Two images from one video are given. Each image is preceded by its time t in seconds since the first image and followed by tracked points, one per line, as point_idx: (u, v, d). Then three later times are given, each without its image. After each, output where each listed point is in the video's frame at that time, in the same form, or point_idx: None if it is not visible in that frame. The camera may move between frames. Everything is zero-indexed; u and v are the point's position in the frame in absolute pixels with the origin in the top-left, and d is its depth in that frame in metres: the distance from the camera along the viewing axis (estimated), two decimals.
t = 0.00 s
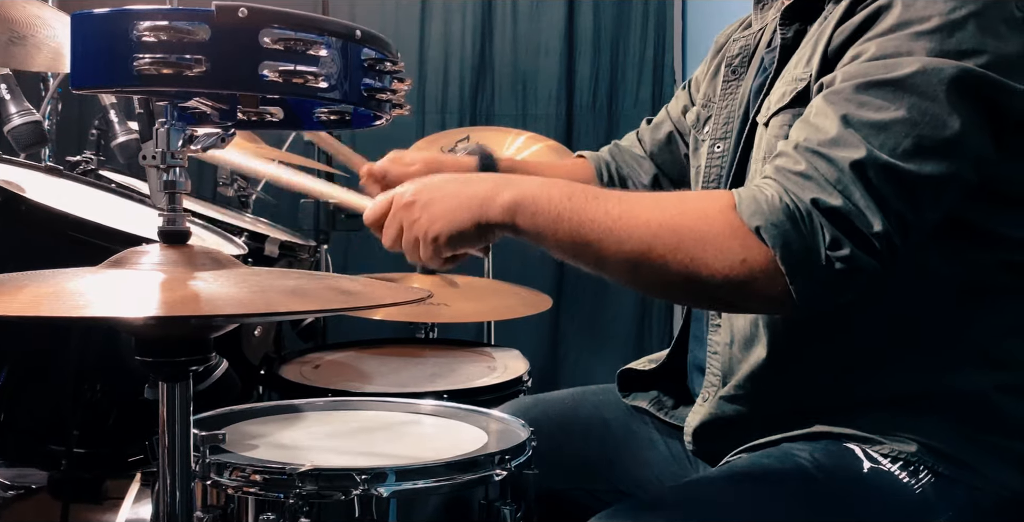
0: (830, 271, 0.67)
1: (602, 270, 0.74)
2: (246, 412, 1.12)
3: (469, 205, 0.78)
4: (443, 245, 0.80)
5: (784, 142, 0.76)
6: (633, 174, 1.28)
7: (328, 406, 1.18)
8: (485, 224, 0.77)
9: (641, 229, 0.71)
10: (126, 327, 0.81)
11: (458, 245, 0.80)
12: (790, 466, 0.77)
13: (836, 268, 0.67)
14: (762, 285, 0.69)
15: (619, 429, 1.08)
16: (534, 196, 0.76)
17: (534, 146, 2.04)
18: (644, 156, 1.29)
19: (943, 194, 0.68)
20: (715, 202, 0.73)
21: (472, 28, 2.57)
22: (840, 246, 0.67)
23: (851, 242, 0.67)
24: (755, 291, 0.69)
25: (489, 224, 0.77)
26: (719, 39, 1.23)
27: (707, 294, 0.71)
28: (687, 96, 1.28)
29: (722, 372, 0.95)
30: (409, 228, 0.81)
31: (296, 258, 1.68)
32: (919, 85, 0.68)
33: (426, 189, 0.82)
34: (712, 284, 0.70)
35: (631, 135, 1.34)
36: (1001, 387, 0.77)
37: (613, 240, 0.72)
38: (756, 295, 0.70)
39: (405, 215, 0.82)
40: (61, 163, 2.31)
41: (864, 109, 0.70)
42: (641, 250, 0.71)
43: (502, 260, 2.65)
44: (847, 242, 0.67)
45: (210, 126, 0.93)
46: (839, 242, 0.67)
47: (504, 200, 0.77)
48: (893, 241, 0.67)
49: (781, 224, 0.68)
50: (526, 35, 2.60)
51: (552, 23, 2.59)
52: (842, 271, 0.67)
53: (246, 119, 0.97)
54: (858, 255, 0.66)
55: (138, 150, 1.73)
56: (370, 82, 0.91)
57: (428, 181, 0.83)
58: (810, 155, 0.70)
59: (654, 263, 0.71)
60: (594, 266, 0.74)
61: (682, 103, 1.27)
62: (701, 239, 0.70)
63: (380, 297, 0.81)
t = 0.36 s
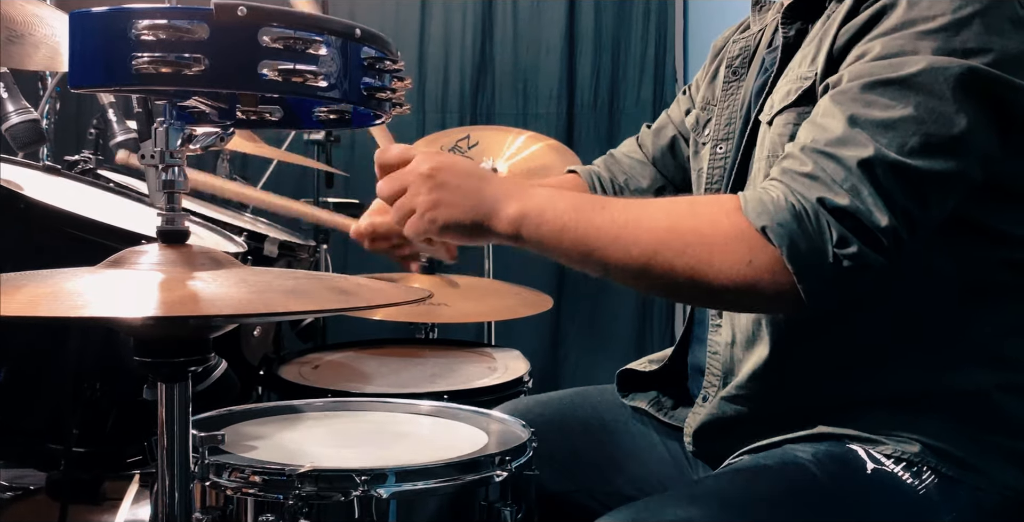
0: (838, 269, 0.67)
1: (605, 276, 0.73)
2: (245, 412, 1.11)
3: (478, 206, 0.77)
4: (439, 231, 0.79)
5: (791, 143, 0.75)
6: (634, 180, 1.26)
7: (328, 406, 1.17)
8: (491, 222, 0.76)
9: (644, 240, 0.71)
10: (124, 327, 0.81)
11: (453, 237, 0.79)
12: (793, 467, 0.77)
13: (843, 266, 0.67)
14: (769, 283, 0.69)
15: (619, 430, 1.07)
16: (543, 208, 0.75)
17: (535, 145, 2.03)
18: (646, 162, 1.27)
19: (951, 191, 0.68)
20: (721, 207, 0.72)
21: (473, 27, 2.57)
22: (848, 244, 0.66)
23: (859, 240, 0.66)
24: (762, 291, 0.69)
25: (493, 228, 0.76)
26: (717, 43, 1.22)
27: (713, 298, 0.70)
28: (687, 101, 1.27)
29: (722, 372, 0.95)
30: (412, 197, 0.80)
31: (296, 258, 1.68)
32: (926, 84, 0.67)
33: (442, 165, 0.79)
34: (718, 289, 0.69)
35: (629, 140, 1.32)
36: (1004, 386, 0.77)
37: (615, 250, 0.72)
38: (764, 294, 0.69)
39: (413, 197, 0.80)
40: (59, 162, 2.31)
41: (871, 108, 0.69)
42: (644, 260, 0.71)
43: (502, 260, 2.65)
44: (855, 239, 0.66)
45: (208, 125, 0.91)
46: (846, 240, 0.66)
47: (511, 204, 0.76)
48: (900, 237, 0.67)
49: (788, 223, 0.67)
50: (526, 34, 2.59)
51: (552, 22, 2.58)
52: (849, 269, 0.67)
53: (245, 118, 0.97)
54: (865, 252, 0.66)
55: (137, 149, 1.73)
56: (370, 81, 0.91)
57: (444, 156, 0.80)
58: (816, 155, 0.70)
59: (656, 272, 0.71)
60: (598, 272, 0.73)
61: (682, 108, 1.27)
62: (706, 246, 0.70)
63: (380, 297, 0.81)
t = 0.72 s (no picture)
0: (842, 273, 0.66)
1: (608, 286, 0.73)
2: (245, 413, 1.11)
3: (469, 229, 0.76)
4: (442, 269, 0.77)
5: (795, 144, 0.75)
6: (649, 178, 1.28)
7: (328, 407, 1.17)
8: (489, 247, 0.76)
9: (648, 245, 0.71)
10: (122, 327, 0.80)
11: (462, 269, 0.77)
12: (793, 466, 0.76)
13: (846, 270, 0.66)
14: (774, 286, 0.69)
15: (621, 431, 1.07)
16: (536, 216, 0.75)
17: (535, 145, 2.03)
18: (659, 157, 1.28)
19: (958, 196, 0.67)
20: (722, 211, 0.72)
21: (472, 26, 2.57)
22: (852, 248, 0.66)
23: (863, 244, 0.66)
24: (765, 294, 0.69)
25: (491, 248, 0.76)
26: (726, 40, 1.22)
27: (716, 301, 0.70)
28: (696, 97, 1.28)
29: (727, 374, 0.95)
30: (406, 254, 0.79)
31: (294, 257, 1.67)
32: (931, 87, 0.67)
33: (421, 216, 0.78)
34: (722, 290, 0.69)
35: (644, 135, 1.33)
36: (1006, 387, 0.77)
37: (619, 256, 0.71)
38: (768, 297, 0.69)
39: (406, 253, 0.78)
40: (57, 161, 2.30)
41: (876, 110, 0.69)
42: (649, 265, 0.70)
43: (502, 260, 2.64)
44: (859, 243, 0.66)
45: (207, 125, 0.90)
46: (850, 244, 0.66)
47: (505, 219, 0.76)
48: (905, 243, 0.66)
49: (792, 225, 0.67)
50: (526, 34, 2.59)
51: (553, 21, 2.58)
52: (853, 273, 0.66)
53: (244, 118, 0.96)
54: (869, 256, 0.66)
55: (135, 149, 1.72)
56: (369, 80, 0.90)
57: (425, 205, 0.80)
58: (821, 156, 0.69)
59: (662, 277, 0.70)
60: (600, 283, 0.73)
61: (692, 103, 1.27)
62: (709, 248, 0.70)
63: (380, 298, 0.80)
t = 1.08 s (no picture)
0: (838, 267, 0.66)
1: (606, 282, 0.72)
2: (243, 414, 1.10)
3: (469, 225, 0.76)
4: (442, 263, 0.77)
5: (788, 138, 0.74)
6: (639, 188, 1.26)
7: (327, 408, 1.16)
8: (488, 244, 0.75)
9: (645, 242, 0.70)
10: (119, 327, 0.80)
11: (461, 263, 0.77)
12: (795, 468, 0.76)
13: (843, 264, 0.66)
14: (770, 281, 0.68)
15: (620, 433, 1.06)
16: (534, 215, 0.74)
17: (535, 144, 2.03)
18: (649, 167, 1.27)
19: (950, 186, 0.67)
20: (717, 204, 0.71)
21: (472, 25, 2.56)
22: (847, 241, 0.66)
23: (858, 237, 0.66)
24: (761, 289, 0.68)
25: (489, 245, 0.75)
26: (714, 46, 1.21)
27: (713, 297, 0.69)
28: (687, 104, 1.27)
29: (724, 370, 0.94)
30: (407, 244, 0.79)
31: (293, 257, 1.66)
32: (923, 77, 0.67)
33: (427, 203, 0.78)
34: (718, 286, 0.69)
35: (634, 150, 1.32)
36: (1008, 387, 0.76)
37: (615, 255, 0.70)
38: (764, 292, 0.68)
39: (407, 243, 0.78)
40: (54, 161, 2.29)
41: (869, 101, 0.68)
42: (645, 263, 0.70)
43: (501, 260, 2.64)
44: (854, 236, 0.66)
45: (205, 125, 0.89)
46: (846, 238, 0.66)
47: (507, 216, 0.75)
48: (900, 234, 0.66)
49: (786, 221, 0.66)
50: (526, 33, 2.58)
51: (553, 20, 2.58)
52: (850, 266, 0.66)
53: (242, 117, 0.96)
54: (865, 249, 0.65)
55: (132, 148, 1.72)
56: (368, 79, 0.89)
57: (429, 194, 0.79)
58: (814, 149, 0.69)
59: (658, 274, 0.70)
60: (598, 280, 0.72)
61: (682, 111, 1.27)
62: (704, 243, 0.69)
63: (379, 298, 0.80)
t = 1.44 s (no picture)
0: (842, 279, 0.66)
1: (605, 290, 0.72)
2: (242, 414, 1.10)
3: (468, 231, 0.77)
4: (437, 269, 0.79)
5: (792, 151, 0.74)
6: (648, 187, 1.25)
7: (326, 409, 1.16)
8: (486, 249, 0.76)
9: (646, 249, 0.70)
10: (117, 327, 0.79)
11: (457, 272, 0.78)
12: (794, 469, 0.75)
13: (847, 277, 0.65)
14: (775, 294, 0.67)
15: (621, 433, 1.06)
16: (533, 221, 0.74)
17: (535, 143, 2.02)
18: (660, 164, 1.26)
19: (955, 197, 0.67)
20: (724, 217, 0.71)
21: (472, 24, 2.56)
22: (852, 254, 0.65)
23: (863, 250, 0.65)
24: (766, 301, 0.68)
25: (488, 250, 0.76)
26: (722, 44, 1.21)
27: (715, 309, 0.69)
28: (696, 102, 1.27)
29: (727, 380, 0.94)
30: (404, 252, 0.81)
31: (292, 257, 1.66)
32: (926, 89, 0.66)
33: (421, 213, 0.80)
34: (722, 298, 0.68)
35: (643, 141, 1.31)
36: (1010, 388, 0.76)
37: (616, 261, 0.70)
38: (769, 305, 0.68)
39: (406, 250, 0.81)
40: (52, 160, 2.29)
41: (870, 114, 0.68)
42: (646, 269, 0.70)
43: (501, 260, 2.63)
44: (859, 250, 0.65)
45: (204, 123, 0.90)
46: (850, 250, 0.65)
47: (506, 222, 0.76)
48: (905, 247, 0.65)
49: (791, 234, 0.66)
50: (526, 33, 2.58)
51: (553, 19, 2.57)
52: (854, 279, 0.65)
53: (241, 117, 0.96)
54: (870, 262, 0.65)
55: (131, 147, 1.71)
56: (367, 78, 0.89)
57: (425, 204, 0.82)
58: (817, 163, 0.68)
59: (658, 281, 0.69)
60: (596, 287, 0.72)
61: (692, 109, 1.26)
62: (708, 255, 0.69)
63: (379, 298, 0.79)
